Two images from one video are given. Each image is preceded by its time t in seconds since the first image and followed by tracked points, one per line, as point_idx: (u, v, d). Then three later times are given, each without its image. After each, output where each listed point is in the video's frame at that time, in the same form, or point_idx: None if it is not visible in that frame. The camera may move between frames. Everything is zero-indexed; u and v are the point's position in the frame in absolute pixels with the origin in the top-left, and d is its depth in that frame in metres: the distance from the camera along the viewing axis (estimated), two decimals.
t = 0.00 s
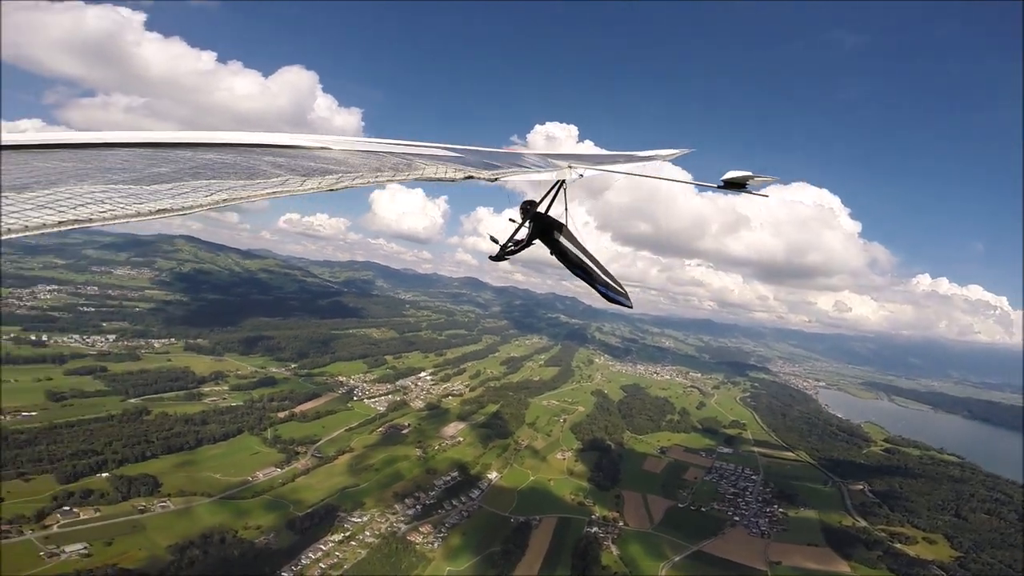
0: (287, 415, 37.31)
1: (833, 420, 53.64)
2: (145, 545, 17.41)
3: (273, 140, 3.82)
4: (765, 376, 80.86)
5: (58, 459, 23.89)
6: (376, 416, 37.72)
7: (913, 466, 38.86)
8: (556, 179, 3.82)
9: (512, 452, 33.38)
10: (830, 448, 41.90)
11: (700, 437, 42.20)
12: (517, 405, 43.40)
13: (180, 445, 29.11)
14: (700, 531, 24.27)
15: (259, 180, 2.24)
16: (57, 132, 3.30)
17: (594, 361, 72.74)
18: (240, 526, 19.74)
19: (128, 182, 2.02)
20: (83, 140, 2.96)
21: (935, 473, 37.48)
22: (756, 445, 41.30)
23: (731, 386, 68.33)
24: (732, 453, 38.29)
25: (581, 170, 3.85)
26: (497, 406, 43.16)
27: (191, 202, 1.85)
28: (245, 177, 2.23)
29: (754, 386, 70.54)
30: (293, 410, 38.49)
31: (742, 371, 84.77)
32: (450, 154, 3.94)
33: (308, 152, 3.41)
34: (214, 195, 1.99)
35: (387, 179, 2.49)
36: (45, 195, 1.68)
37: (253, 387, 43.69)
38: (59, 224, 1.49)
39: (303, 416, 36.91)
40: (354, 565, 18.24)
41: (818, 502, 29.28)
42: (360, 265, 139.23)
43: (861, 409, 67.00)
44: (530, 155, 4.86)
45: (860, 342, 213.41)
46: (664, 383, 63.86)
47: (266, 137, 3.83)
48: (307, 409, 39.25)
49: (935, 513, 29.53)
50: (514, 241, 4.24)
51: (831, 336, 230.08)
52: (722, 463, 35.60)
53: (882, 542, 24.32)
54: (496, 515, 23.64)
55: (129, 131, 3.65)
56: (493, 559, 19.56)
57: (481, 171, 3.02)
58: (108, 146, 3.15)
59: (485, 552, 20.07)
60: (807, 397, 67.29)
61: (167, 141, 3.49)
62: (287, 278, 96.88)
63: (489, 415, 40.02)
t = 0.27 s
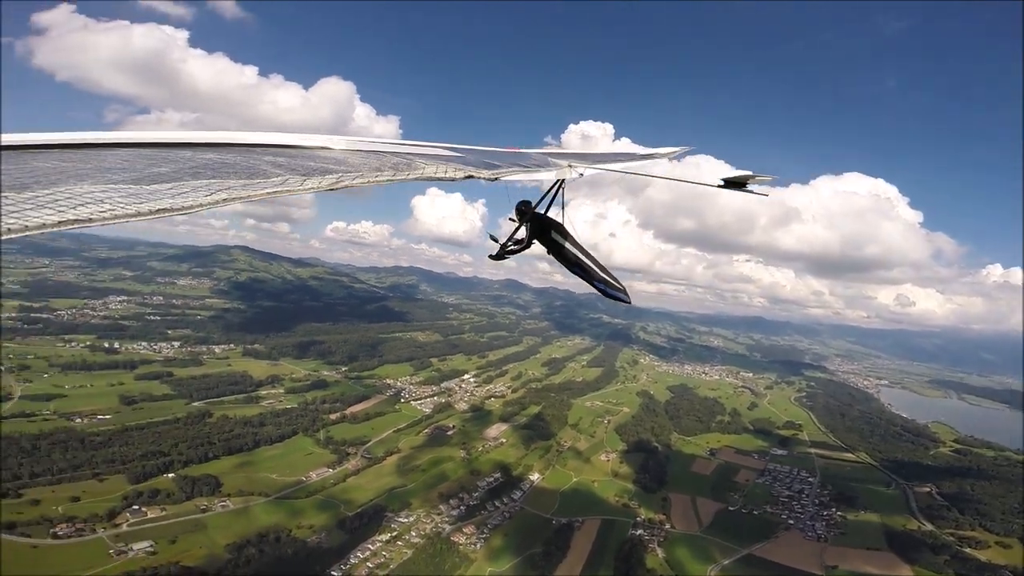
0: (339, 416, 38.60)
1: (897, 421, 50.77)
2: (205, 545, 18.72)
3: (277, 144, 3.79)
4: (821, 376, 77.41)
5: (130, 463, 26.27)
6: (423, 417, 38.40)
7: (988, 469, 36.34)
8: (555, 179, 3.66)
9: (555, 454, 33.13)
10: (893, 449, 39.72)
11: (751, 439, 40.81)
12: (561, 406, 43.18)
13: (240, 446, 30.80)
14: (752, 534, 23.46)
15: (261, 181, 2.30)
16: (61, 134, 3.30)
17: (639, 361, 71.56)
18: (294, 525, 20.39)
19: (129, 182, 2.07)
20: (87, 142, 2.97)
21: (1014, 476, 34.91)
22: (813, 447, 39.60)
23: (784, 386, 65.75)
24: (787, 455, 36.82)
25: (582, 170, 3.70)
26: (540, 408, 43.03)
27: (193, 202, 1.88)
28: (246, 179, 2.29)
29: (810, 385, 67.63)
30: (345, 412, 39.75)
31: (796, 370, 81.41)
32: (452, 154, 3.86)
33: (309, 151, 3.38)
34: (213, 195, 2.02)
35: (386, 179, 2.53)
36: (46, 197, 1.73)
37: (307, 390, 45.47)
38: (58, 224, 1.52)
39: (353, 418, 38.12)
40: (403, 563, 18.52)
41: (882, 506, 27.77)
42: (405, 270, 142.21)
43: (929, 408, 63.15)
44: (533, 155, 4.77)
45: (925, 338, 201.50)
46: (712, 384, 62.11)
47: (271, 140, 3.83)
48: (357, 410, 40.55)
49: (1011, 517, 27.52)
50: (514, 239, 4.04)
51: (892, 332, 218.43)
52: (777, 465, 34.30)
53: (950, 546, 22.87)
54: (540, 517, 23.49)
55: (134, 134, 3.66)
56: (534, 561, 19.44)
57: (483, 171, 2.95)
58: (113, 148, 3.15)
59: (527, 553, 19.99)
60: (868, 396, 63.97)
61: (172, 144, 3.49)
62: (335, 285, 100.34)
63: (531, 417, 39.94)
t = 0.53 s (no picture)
0: (379, 411, 39.49)
1: (956, 426, 48.09)
2: (249, 536, 19.48)
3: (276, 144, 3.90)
4: (873, 378, 74.03)
5: (181, 456, 27.60)
6: (460, 415, 38.76)
7: None
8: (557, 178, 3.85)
9: (590, 453, 32.75)
10: (950, 454, 37.70)
11: (795, 442, 39.49)
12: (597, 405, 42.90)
13: (285, 439, 31.84)
14: (793, 539, 22.77)
15: (260, 181, 2.44)
16: (65, 134, 3.43)
17: (678, 361, 70.16)
18: (333, 519, 20.92)
19: (130, 183, 2.18)
20: (88, 143, 3.08)
21: None
22: (862, 451, 38.02)
23: (833, 388, 63.26)
24: (834, 458, 35.51)
25: (582, 171, 3.91)
26: (575, 406, 42.84)
27: (190, 201, 1.95)
28: (247, 180, 2.43)
29: (860, 388, 64.82)
30: (384, 407, 40.63)
31: (846, 372, 78.12)
32: (453, 154, 3.98)
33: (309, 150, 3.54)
34: (211, 195, 2.12)
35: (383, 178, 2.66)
36: (50, 200, 1.83)
37: (349, 385, 46.83)
38: (58, 222, 1.59)
39: (392, 413, 38.92)
40: (438, 557, 18.70)
41: (935, 512, 26.46)
42: (443, 269, 144.02)
43: (992, 413, 59.56)
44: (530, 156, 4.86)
45: (988, 338, 190.34)
46: (755, 384, 60.37)
47: (271, 141, 3.95)
48: (396, 406, 41.39)
49: None
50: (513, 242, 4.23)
51: (951, 332, 207.13)
52: (822, 469, 33.13)
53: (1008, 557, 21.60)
54: (573, 516, 23.38)
55: (137, 134, 3.79)
56: (565, 560, 19.40)
57: (483, 172, 3.12)
58: (114, 148, 3.25)
59: (559, 552, 19.95)
60: (925, 399, 60.85)
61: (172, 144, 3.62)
62: (376, 283, 102.79)
63: (567, 415, 39.76)
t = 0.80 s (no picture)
0: (415, 405, 40.23)
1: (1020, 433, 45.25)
2: (288, 525, 20.02)
3: (272, 144, 4.16)
4: (927, 380, 70.42)
5: (228, 446, 28.81)
6: (493, 410, 39.04)
7: None
8: (558, 181, 4.32)
9: (624, 452, 32.04)
10: (1010, 462, 35.59)
11: (840, 445, 38.09)
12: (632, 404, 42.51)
13: (325, 430, 32.77)
14: (831, 544, 22.09)
15: (257, 182, 2.70)
16: (73, 136, 3.70)
17: (717, 360, 68.55)
18: (369, 511, 21.39)
19: (127, 185, 2.39)
20: (96, 144, 3.34)
21: None
22: (912, 456, 36.35)
23: (883, 390, 60.53)
24: (881, 463, 34.09)
25: (582, 172, 4.37)
26: (610, 404, 42.48)
27: (187, 202, 2.17)
28: (245, 181, 2.69)
29: (913, 390, 61.77)
30: (420, 401, 41.34)
31: (898, 374, 74.51)
32: (452, 155, 4.27)
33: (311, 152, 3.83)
34: (208, 196, 2.36)
35: (381, 180, 2.94)
36: (52, 200, 2.03)
37: (386, 378, 47.92)
38: (58, 221, 1.78)
39: (428, 407, 39.56)
40: (468, 552, 18.92)
41: (989, 521, 25.11)
42: (479, 265, 144.88)
43: None
44: (528, 155, 5.25)
45: None
46: (799, 385, 58.40)
47: (267, 140, 4.20)
48: (431, 400, 42.04)
49: None
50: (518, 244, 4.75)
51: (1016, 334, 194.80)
52: (867, 473, 31.90)
53: None
54: (603, 513, 23.28)
55: (141, 133, 4.04)
56: (593, 558, 19.37)
57: (482, 172, 3.42)
58: (119, 149, 3.50)
59: (587, 550, 19.91)
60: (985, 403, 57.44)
61: (172, 145, 3.88)
62: (413, 278, 104.51)
63: (600, 413, 39.47)
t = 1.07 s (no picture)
0: (451, 401, 40.75)
1: None
2: (327, 518, 20.55)
3: (273, 146, 4.57)
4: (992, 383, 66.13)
5: (273, 439, 29.64)
6: (528, 408, 39.10)
7: None
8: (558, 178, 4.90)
9: (662, 451, 31.53)
10: None
11: (891, 449, 36.35)
12: (669, 403, 41.89)
13: (365, 425, 33.50)
14: (875, 549, 21.25)
15: (256, 182, 2.91)
16: (93, 134, 4.17)
17: (760, 361, 66.48)
18: (404, 505, 21.78)
19: (128, 184, 2.60)
20: (100, 146, 3.65)
21: None
22: (971, 461, 34.34)
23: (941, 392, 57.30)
24: (935, 468, 32.40)
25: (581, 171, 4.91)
26: (647, 403, 41.86)
27: (187, 202, 2.39)
28: (243, 181, 2.90)
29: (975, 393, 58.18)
30: (456, 397, 41.84)
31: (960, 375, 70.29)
32: (449, 155, 4.73)
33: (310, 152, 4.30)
34: (205, 197, 2.57)
35: (379, 179, 3.20)
36: (51, 201, 2.21)
37: (424, 374, 48.69)
38: (57, 221, 1.96)
39: (463, 403, 39.98)
40: (500, 547, 18.97)
41: None
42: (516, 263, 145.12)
43: None
44: (529, 157, 5.77)
45: None
46: (848, 386, 56.00)
47: (268, 143, 4.63)
48: (467, 396, 42.46)
49: None
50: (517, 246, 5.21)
51: None
52: (919, 478, 30.40)
53: None
54: (636, 513, 23.01)
55: (143, 134, 4.41)
56: (624, 557, 19.19)
57: (485, 171, 3.96)
58: (124, 152, 3.78)
59: (618, 549, 19.74)
60: None
61: (166, 145, 4.22)
62: (450, 275, 105.55)
63: (637, 412, 38.94)
